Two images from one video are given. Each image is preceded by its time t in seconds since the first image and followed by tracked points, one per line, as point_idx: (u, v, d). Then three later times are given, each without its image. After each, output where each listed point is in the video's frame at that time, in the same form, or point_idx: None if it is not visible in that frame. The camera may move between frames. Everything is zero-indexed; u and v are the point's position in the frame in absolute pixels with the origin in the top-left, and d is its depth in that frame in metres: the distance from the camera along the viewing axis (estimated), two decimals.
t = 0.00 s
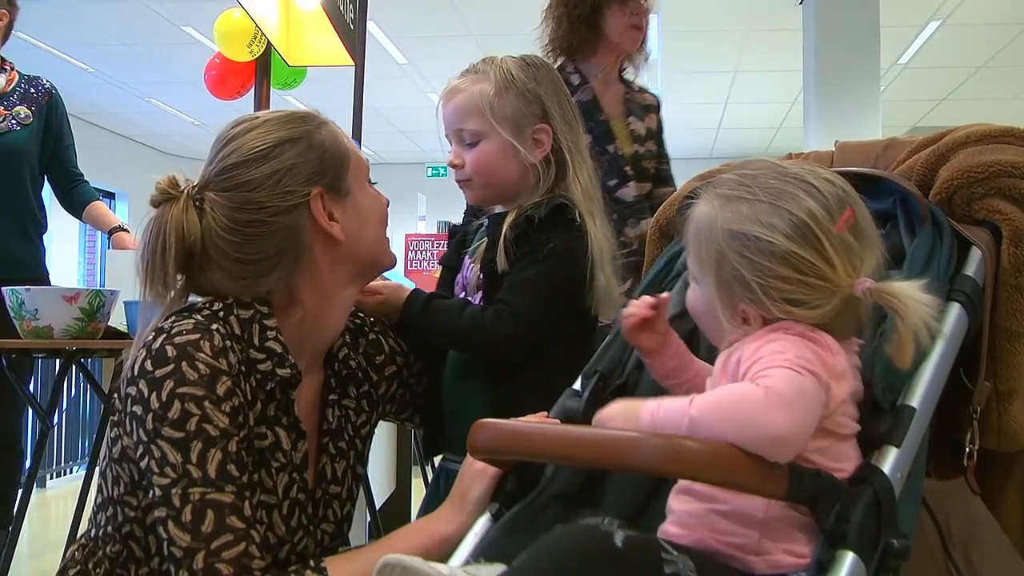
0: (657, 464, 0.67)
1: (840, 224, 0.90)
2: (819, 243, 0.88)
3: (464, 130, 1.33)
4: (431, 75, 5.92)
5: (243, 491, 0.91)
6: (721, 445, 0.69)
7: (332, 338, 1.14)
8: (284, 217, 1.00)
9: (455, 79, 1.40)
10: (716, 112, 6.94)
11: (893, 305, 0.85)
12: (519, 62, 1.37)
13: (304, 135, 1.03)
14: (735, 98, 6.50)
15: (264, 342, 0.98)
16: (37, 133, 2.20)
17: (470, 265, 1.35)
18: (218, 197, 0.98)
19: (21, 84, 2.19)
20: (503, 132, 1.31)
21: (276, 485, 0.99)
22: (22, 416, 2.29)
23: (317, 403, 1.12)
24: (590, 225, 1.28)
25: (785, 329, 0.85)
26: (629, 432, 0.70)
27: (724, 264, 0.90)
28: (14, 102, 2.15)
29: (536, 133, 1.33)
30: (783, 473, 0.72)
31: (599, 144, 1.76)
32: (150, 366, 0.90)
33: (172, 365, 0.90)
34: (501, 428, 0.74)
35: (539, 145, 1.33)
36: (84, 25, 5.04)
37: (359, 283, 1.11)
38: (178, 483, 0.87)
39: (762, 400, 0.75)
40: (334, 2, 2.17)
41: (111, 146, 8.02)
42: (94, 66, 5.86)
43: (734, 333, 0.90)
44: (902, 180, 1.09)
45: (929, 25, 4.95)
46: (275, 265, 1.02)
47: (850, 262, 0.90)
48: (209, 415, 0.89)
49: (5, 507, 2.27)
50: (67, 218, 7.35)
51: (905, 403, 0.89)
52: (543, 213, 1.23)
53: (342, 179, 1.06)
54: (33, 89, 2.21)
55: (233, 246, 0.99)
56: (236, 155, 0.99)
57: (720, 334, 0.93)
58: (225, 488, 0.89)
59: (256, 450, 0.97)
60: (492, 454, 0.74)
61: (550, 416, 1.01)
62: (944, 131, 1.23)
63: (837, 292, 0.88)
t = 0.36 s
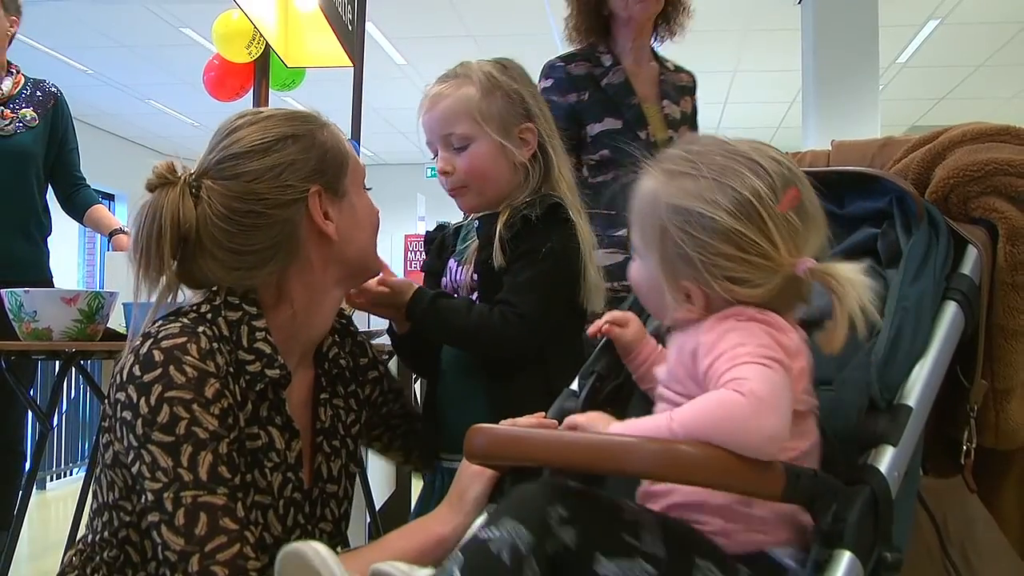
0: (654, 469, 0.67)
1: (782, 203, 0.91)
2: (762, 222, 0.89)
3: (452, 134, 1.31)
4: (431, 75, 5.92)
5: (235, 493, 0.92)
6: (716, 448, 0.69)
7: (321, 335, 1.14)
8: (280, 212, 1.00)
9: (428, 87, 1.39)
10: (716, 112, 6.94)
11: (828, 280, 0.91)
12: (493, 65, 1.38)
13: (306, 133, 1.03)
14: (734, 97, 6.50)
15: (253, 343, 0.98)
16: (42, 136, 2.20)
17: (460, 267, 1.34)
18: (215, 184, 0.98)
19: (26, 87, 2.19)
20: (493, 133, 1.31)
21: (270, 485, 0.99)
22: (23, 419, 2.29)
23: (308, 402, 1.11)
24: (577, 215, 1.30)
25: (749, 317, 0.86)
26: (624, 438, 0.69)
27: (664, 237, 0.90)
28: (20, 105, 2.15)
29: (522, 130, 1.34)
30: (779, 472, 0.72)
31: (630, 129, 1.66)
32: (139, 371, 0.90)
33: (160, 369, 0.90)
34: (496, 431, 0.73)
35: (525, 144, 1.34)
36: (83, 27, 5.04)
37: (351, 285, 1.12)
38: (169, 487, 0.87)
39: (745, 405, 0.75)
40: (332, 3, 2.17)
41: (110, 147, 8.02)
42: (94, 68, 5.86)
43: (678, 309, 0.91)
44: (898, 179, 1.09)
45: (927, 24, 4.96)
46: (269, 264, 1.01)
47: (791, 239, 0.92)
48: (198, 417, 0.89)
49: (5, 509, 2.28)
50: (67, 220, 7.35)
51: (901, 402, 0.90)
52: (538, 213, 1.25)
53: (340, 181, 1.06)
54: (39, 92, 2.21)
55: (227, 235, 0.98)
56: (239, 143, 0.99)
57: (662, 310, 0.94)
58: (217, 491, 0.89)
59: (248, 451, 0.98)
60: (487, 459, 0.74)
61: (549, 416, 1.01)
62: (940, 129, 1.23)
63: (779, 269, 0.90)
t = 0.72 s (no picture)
0: (657, 469, 0.67)
1: (744, 202, 0.91)
2: (722, 215, 0.90)
3: (448, 144, 1.31)
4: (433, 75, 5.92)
5: (233, 497, 0.92)
6: (721, 449, 0.69)
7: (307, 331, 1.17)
8: (286, 202, 1.00)
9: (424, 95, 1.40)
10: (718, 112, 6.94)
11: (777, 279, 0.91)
12: (483, 71, 1.38)
13: (324, 134, 1.04)
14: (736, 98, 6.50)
15: (241, 345, 0.98)
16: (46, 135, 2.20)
17: (464, 271, 1.36)
18: (227, 160, 0.97)
19: (30, 86, 2.19)
20: (487, 141, 1.31)
21: (269, 483, 0.99)
22: (26, 417, 2.29)
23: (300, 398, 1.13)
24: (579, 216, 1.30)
25: (722, 323, 0.86)
26: (628, 437, 0.70)
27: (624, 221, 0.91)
28: (25, 104, 2.15)
29: (515, 133, 1.34)
30: (780, 467, 0.71)
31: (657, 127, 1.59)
32: (130, 381, 0.89)
33: (151, 378, 0.89)
34: (499, 431, 0.74)
35: (520, 147, 1.35)
36: (86, 26, 5.04)
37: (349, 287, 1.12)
38: (167, 495, 0.87)
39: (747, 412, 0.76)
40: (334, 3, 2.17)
41: (111, 147, 8.02)
42: (96, 67, 5.86)
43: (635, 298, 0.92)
44: (900, 181, 1.07)
45: (929, 25, 4.96)
46: (268, 255, 1.01)
47: (748, 236, 0.92)
48: (192, 424, 0.89)
49: (8, 508, 2.28)
50: (69, 220, 7.36)
51: (903, 403, 0.90)
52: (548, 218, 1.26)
53: (347, 187, 1.07)
54: (43, 91, 2.21)
55: (228, 214, 0.97)
56: (255, 127, 0.99)
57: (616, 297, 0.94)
58: (215, 496, 0.89)
59: (244, 452, 0.97)
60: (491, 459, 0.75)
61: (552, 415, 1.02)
62: (942, 130, 1.22)
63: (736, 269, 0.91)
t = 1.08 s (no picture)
0: (674, 467, 0.68)
1: (705, 181, 0.96)
2: (685, 198, 0.93)
3: (482, 146, 1.32)
4: (443, 76, 5.93)
5: (239, 495, 0.92)
6: (734, 446, 0.69)
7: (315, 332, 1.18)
8: (287, 205, 1.00)
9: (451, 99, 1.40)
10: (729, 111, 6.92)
11: (741, 258, 0.91)
12: (512, 70, 1.38)
13: (323, 134, 1.03)
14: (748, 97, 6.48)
15: (244, 346, 0.98)
16: (59, 136, 2.21)
17: (489, 271, 1.37)
18: (227, 167, 0.98)
19: (42, 89, 2.21)
20: (520, 143, 1.31)
21: (275, 483, 1.00)
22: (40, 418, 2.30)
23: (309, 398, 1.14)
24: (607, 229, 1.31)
25: (671, 305, 0.87)
26: (642, 435, 0.70)
27: (591, 201, 0.96)
28: (38, 105, 2.17)
29: (546, 133, 1.35)
30: (796, 467, 0.70)
31: (764, 121, 1.64)
32: (132, 380, 0.90)
33: (153, 377, 0.90)
34: (513, 431, 0.75)
35: (551, 148, 1.35)
36: (98, 29, 5.08)
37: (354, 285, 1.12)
38: (172, 493, 0.88)
39: (694, 390, 0.78)
40: (346, 3, 2.17)
41: (123, 149, 8.07)
42: (108, 69, 5.90)
43: (594, 275, 0.96)
44: (914, 178, 1.06)
45: (942, 22, 4.93)
46: (274, 258, 1.02)
47: (709, 220, 0.95)
48: (195, 422, 0.90)
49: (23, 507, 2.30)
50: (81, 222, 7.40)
51: (917, 401, 0.90)
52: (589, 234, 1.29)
53: (349, 186, 1.06)
54: (54, 93, 2.23)
55: (227, 220, 0.98)
56: (253, 131, 0.99)
57: (577, 276, 0.98)
58: (221, 494, 0.90)
59: (249, 452, 0.98)
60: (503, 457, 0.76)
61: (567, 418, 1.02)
62: (955, 127, 1.21)
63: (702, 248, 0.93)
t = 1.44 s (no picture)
0: (683, 470, 0.68)
1: (637, 162, 0.97)
2: (623, 185, 0.95)
3: (528, 140, 1.31)
4: (455, 76, 5.95)
5: (250, 490, 0.93)
6: (747, 448, 0.69)
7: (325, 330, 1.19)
8: (250, 200, 1.03)
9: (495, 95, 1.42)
10: (741, 110, 6.90)
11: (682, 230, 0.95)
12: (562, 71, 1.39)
13: (293, 128, 1.03)
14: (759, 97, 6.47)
15: (256, 340, 0.99)
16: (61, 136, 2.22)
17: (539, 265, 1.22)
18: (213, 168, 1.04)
19: (44, 88, 2.22)
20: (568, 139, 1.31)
21: (285, 480, 1.01)
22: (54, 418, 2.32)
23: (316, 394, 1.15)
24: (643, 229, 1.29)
25: (617, 266, 0.92)
26: (648, 438, 0.70)
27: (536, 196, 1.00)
28: (39, 104, 2.19)
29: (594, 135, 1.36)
30: (809, 469, 0.71)
31: (809, 115, 1.84)
32: (147, 378, 0.92)
33: (168, 374, 0.91)
34: (519, 434, 0.77)
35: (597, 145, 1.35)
36: (112, 30, 5.11)
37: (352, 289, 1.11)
38: (184, 488, 0.89)
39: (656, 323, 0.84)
40: (360, 4, 2.19)
41: (136, 150, 8.12)
42: (121, 70, 5.94)
43: (553, 270, 1.01)
44: (925, 177, 1.06)
45: (955, 21, 4.92)
46: (243, 254, 1.06)
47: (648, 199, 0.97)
48: (208, 418, 0.91)
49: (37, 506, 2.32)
50: (95, 222, 7.44)
51: (929, 400, 0.90)
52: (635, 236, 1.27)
53: (316, 182, 1.04)
54: (57, 91, 2.24)
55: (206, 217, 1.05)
56: (234, 130, 1.04)
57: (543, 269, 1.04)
58: (232, 489, 0.90)
59: (261, 447, 0.99)
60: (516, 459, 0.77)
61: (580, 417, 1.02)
62: (965, 127, 1.20)
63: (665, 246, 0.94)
